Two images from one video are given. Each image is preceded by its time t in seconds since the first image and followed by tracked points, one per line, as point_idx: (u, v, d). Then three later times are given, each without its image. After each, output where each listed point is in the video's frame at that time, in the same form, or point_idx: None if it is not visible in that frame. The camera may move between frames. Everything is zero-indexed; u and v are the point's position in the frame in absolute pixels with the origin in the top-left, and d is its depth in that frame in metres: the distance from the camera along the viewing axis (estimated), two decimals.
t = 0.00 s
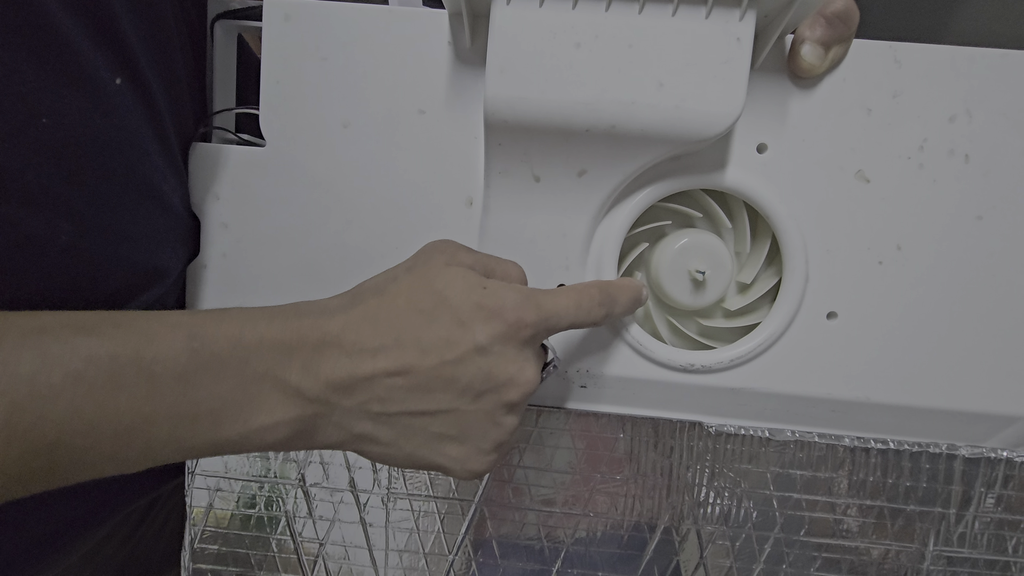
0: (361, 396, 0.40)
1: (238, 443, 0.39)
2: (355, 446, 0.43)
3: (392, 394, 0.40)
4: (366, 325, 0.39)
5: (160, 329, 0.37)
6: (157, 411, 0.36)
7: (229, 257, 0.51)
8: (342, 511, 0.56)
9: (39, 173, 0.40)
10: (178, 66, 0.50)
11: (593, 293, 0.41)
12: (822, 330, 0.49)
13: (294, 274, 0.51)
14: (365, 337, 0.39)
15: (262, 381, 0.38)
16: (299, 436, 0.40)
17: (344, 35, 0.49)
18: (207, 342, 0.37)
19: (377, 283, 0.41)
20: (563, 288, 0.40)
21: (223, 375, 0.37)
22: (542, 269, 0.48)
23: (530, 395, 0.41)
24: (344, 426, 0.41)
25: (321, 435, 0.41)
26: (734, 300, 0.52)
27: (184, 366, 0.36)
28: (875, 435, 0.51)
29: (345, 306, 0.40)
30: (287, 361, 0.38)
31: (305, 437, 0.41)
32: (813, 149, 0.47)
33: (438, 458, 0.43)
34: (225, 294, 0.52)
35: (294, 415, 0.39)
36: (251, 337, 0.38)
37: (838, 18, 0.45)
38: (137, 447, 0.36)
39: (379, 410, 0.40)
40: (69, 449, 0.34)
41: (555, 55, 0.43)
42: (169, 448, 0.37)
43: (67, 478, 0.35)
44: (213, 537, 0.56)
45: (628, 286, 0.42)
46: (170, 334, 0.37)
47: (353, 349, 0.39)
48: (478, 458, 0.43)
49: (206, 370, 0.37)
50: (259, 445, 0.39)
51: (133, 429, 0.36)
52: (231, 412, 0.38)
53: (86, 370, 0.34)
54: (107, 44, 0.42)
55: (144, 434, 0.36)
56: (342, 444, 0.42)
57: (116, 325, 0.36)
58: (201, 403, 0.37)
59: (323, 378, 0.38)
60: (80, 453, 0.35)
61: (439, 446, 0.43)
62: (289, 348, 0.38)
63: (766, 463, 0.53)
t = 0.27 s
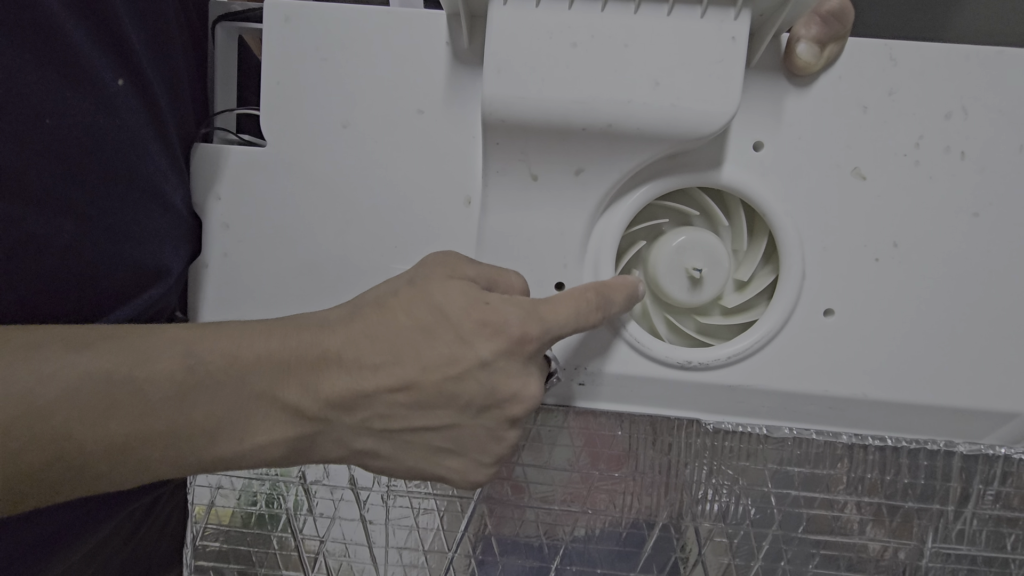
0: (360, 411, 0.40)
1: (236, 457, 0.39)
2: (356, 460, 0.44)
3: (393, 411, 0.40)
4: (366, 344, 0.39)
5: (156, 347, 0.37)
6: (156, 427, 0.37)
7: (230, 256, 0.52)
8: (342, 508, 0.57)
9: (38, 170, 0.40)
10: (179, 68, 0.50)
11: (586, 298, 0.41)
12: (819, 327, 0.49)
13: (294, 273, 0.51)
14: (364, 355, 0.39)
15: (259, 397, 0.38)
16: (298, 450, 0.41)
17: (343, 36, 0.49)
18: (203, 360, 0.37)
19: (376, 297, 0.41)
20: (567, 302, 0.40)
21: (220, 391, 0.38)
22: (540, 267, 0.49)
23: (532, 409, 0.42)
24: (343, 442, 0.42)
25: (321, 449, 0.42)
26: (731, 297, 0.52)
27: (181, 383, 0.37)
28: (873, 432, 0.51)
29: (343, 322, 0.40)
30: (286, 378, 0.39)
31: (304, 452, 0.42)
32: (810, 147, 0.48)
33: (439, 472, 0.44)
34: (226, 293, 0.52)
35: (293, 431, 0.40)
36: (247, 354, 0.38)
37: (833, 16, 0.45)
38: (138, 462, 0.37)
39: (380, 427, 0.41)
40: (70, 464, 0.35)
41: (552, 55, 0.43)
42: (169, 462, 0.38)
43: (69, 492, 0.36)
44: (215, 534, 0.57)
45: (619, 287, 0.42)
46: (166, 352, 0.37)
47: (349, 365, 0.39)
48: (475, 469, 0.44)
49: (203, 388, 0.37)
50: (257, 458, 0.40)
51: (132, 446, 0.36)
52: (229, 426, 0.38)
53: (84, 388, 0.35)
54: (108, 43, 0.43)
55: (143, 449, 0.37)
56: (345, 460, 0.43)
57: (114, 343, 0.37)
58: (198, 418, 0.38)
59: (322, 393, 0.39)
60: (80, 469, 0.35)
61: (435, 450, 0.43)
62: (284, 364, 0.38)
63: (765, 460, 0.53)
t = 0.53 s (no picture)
0: (398, 363, 0.38)
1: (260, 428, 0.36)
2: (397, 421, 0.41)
3: (439, 356, 0.39)
4: (400, 290, 0.37)
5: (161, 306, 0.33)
6: (164, 392, 0.32)
7: (231, 255, 0.52)
8: (343, 507, 0.57)
9: (38, 165, 0.40)
10: (179, 67, 0.50)
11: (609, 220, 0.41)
12: (819, 326, 0.49)
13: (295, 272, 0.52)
14: (400, 299, 0.37)
15: (279, 358, 0.35)
16: (328, 417, 0.38)
17: (345, 36, 0.49)
18: (215, 315, 0.34)
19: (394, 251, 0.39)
20: (600, 222, 0.40)
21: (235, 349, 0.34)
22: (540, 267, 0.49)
23: (579, 336, 0.43)
24: (387, 400, 0.39)
25: (359, 413, 0.39)
26: (730, 298, 0.52)
27: (192, 340, 0.33)
28: (872, 432, 0.51)
29: (370, 271, 0.37)
30: (314, 336, 0.35)
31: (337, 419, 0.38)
32: (810, 148, 0.48)
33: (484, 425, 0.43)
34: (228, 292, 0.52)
35: (326, 390, 0.36)
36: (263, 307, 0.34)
37: (833, 17, 0.45)
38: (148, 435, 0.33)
39: (425, 375, 0.39)
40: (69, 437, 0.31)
41: (553, 54, 0.43)
42: (185, 436, 0.34)
43: (72, 473, 0.32)
44: (216, 532, 0.57)
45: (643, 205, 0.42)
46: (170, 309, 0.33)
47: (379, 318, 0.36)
48: (523, 411, 0.43)
49: (216, 345, 0.33)
50: (280, 433, 0.37)
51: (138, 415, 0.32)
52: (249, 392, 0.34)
53: (80, 349, 0.31)
54: (109, 39, 0.43)
55: (153, 419, 0.33)
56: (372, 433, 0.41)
57: (113, 305, 0.33)
58: (214, 379, 0.33)
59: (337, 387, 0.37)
60: (83, 443, 0.31)
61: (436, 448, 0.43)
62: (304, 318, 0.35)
63: (764, 460, 0.53)
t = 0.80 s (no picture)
0: (392, 419, 0.35)
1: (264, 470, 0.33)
2: (385, 469, 0.38)
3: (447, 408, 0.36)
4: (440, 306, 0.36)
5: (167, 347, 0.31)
6: (160, 450, 0.31)
7: (233, 256, 0.52)
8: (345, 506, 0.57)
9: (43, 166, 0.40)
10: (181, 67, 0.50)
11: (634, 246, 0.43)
12: (817, 329, 0.50)
13: (298, 273, 0.52)
14: (403, 353, 0.34)
15: (282, 404, 0.32)
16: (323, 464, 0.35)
17: (348, 38, 0.50)
18: (218, 363, 0.31)
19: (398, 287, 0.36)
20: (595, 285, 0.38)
21: (240, 402, 0.32)
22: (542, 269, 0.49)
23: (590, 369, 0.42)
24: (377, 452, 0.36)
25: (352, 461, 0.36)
26: (730, 300, 0.53)
27: (223, 383, 0.31)
28: (869, 432, 0.52)
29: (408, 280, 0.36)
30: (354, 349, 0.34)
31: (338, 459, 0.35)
32: (810, 152, 0.48)
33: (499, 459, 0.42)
34: (230, 293, 0.52)
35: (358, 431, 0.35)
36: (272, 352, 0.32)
37: (832, 24, 0.46)
38: (148, 483, 0.31)
39: (420, 430, 0.36)
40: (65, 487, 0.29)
41: (557, 59, 0.43)
42: (186, 480, 0.32)
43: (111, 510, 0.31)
44: (218, 531, 0.57)
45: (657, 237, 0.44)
46: (179, 350, 0.31)
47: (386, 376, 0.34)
48: (508, 469, 0.40)
49: (217, 399, 0.31)
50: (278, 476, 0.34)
51: (138, 468, 0.30)
52: (257, 434, 0.32)
53: (89, 394, 0.29)
54: (112, 40, 0.43)
55: (189, 463, 0.31)
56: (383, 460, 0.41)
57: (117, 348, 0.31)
58: (216, 424, 0.31)
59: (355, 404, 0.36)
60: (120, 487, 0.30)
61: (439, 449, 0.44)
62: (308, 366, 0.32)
63: (763, 459, 0.54)
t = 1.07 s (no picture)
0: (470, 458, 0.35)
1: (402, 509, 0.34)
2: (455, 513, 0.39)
3: (578, 450, 0.38)
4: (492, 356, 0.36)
5: (172, 381, 0.31)
6: (233, 493, 0.31)
7: (234, 253, 0.52)
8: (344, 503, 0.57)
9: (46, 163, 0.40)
10: (183, 64, 0.50)
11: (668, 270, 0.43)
12: (818, 329, 0.50)
13: (298, 271, 0.52)
14: (488, 398, 0.35)
15: (367, 453, 0.33)
16: (504, 495, 0.37)
17: (349, 35, 0.49)
18: (303, 398, 0.32)
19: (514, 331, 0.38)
20: (699, 370, 0.39)
21: (308, 454, 0.32)
22: (542, 268, 0.49)
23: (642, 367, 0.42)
24: (550, 485, 0.39)
25: (524, 494, 0.38)
26: (731, 299, 0.53)
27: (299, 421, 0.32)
28: (869, 432, 0.52)
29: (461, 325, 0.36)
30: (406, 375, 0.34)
31: (504, 500, 0.38)
32: (812, 152, 0.48)
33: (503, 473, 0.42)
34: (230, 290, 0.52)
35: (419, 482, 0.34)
36: (305, 391, 0.32)
37: (836, 22, 0.46)
38: (253, 525, 0.32)
39: (595, 464, 0.39)
40: (168, 549, 0.30)
41: (558, 58, 0.43)
42: (303, 522, 0.33)
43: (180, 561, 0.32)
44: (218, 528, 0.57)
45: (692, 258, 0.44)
46: (188, 390, 0.31)
47: (442, 413, 0.34)
48: (666, 509, 0.42)
49: (302, 436, 0.32)
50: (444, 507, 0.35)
51: (226, 512, 0.31)
52: (367, 477, 0.33)
53: (106, 450, 0.29)
54: (117, 39, 0.43)
55: (265, 508, 0.31)
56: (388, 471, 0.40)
57: (107, 397, 0.30)
58: (306, 481, 0.32)
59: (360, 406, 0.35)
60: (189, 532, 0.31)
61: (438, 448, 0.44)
62: (340, 407, 0.32)
63: (762, 458, 0.54)
